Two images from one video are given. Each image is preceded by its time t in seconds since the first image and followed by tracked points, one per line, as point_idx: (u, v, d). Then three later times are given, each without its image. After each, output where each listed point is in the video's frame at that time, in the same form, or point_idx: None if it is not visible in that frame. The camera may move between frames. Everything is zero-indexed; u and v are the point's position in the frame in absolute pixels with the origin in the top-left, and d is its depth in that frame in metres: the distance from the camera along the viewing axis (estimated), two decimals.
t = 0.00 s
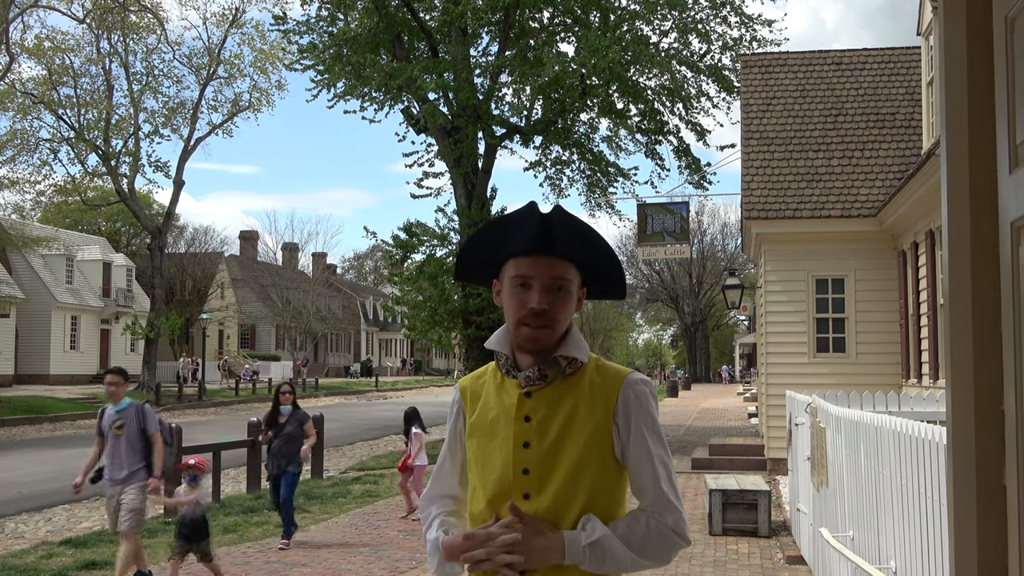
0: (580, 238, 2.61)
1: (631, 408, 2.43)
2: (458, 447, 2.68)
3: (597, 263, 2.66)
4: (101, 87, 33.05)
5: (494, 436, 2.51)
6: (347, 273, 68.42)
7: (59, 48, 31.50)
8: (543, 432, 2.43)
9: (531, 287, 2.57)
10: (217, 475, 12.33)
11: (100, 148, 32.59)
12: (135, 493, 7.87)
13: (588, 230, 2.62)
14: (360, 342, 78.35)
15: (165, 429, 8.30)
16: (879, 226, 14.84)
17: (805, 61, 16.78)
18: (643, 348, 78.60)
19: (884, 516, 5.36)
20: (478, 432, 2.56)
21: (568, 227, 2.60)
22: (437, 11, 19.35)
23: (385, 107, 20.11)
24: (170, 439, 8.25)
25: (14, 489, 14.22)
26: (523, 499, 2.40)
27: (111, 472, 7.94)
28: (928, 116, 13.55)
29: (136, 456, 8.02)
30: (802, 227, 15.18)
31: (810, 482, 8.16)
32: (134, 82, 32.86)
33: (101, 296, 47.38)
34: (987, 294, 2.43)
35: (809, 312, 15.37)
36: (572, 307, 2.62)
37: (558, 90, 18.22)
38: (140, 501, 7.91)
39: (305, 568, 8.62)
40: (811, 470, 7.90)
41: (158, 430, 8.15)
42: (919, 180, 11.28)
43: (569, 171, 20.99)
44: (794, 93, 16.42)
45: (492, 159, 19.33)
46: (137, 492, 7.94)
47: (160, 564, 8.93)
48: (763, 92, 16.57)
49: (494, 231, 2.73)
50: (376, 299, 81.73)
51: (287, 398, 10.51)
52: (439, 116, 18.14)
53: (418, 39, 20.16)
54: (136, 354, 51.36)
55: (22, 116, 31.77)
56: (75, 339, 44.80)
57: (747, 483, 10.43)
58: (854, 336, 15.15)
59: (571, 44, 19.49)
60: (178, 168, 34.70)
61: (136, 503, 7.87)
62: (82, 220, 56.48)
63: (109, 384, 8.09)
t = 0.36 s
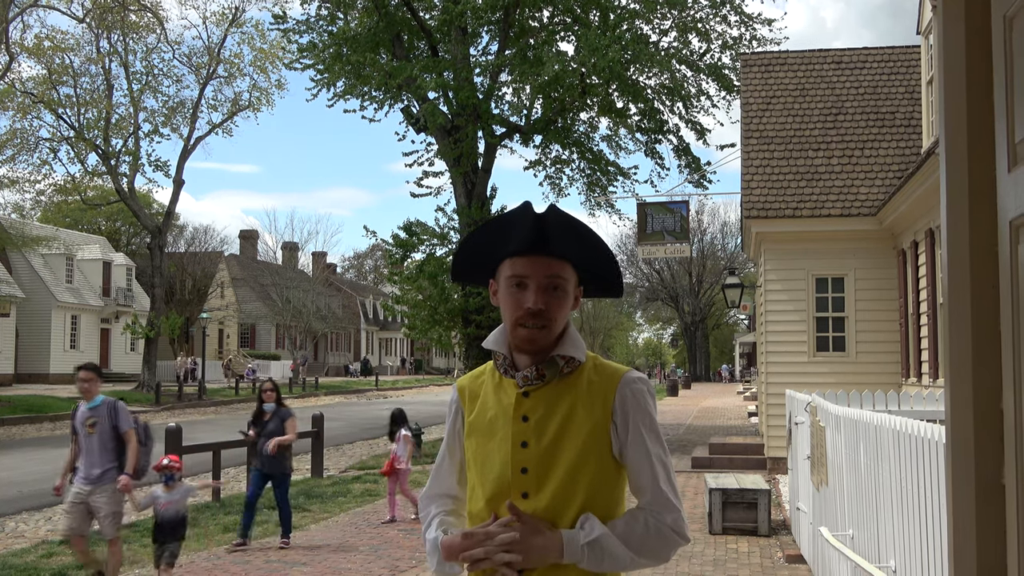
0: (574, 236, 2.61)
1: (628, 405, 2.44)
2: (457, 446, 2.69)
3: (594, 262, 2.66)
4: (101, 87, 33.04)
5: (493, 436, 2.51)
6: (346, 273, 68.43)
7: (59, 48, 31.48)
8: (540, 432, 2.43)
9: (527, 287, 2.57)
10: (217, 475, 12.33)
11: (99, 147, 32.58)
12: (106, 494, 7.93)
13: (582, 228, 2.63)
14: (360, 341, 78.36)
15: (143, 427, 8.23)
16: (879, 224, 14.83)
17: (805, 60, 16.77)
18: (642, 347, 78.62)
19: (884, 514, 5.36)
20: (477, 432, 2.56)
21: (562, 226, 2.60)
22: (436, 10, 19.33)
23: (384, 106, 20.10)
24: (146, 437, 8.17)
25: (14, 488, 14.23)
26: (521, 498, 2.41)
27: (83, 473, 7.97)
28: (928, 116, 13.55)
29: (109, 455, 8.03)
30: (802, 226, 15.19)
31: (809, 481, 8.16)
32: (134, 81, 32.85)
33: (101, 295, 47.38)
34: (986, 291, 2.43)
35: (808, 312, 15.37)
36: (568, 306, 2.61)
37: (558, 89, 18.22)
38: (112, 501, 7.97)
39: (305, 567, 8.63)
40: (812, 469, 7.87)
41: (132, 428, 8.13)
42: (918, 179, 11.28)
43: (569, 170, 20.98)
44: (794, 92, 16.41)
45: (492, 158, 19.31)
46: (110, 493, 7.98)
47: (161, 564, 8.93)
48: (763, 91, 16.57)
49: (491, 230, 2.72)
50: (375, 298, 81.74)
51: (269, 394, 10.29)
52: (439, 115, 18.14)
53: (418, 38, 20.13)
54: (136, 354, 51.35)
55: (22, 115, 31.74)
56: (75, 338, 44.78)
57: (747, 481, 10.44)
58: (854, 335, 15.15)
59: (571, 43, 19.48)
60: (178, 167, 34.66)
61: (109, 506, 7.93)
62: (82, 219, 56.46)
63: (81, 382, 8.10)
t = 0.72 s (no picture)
0: (574, 236, 2.62)
1: (627, 401, 2.44)
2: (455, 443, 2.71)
3: (593, 262, 2.67)
4: (101, 86, 33.05)
5: (492, 435, 2.52)
6: (346, 271, 68.43)
7: (59, 47, 31.48)
8: (539, 430, 2.44)
9: (527, 286, 2.57)
10: (217, 475, 12.34)
11: (99, 146, 32.58)
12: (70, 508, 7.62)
13: (581, 229, 2.63)
14: (360, 340, 78.40)
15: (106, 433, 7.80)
16: (879, 223, 14.83)
17: (805, 59, 16.78)
18: (642, 346, 78.70)
19: (883, 513, 5.36)
20: (476, 430, 2.57)
21: (563, 226, 2.61)
22: (437, 9, 19.32)
23: (384, 106, 20.12)
24: (110, 444, 7.77)
25: (15, 487, 14.26)
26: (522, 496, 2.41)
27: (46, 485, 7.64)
28: (927, 115, 13.56)
29: (71, 466, 7.67)
30: (802, 225, 15.21)
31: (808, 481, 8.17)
32: (134, 80, 32.85)
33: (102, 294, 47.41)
34: (985, 292, 2.44)
35: (808, 311, 15.38)
36: (568, 306, 2.62)
37: (558, 88, 18.23)
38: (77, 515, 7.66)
39: (306, 566, 8.64)
40: (811, 468, 7.86)
41: (93, 436, 7.71)
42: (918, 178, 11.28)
43: (569, 169, 20.99)
44: (794, 90, 16.41)
45: (492, 157, 19.30)
46: (75, 505, 7.65)
47: (161, 562, 8.94)
48: (762, 91, 16.57)
49: (492, 229, 2.72)
50: (375, 297, 81.81)
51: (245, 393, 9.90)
52: (439, 115, 18.15)
53: (418, 37, 20.10)
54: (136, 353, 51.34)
55: (22, 114, 31.74)
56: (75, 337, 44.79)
57: (746, 480, 10.46)
58: (854, 334, 15.16)
59: (571, 42, 19.49)
60: (178, 166, 34.64)
61: (73, 519, 7.62)
62: (82, 218, 56.50)
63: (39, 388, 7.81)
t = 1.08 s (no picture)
0: (574, 235, 2.62)
1: (627, 398, 2.45)
2: (452, 437, 2.72)
3: (593, 261, 2.67)
4: (101, 86, 33.03)
5: (492, 432, 2.52)
6: (346, 270, 68.41)
7: (59, 46, 31.46)
8: (539, 427, 2.44)
9: (528, 286, 2.57)
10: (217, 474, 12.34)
11: (99, 145, 32.55)
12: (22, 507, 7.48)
13: (581, 228, 2.63)
14: (360, 339, 78.42)
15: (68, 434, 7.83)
16: (879, 222, 14.82)
17: (805, 58, 16.78)
18: (642, 345, 78.73)
19: (883, 511, 5.36)
20: (475, 427, 2.58)
21: (563, 226, 2.61)
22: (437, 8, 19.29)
23: (384, 105, 20.13)
24: (71, 444, 7.78)
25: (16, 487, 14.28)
26: (521, 493, 2.42)
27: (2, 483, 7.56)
28: (927, 114, 13.55)
29: (29, 465, 7.62)
30: (801, 225, 15.21)
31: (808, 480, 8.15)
32: (134, 79, 32.85)
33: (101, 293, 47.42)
34: (984, 291, 2.44)
35: (808, 310, 15.38)
36: (568, 305, 2.62)
37: (557, 87, 18.21)
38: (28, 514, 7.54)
39: (305, 565, 8.64)
40: (811, 467, 7.84)
41: (55, 435, 7.71)
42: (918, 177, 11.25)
43: (569, 169, 20.99)
44: (794, 89, 16.41)
45: (492, 156, 19.29)
46: (28, 503, 7.55)
47: (161, 561, 8.93)
48: (762, 90, 16.57)
49: (491, 228, 2.73)
50: (376, 296, 81.81)
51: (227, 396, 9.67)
52: (438, 114, 18.15)
53: (418, 36, 20.08)
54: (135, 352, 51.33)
55: (21, 113, 31.71)
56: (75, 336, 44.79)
57: (746, 480, 10.46)
58: (853, 333, 15.15)
59: (571, 41, 19.47)
60: (178, 166, 34.61)
61: (24, 517, 7.49)
62: (82, 217, 56.51)
63: None
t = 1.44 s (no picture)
0: (574, 235, 2.61)
1: (627, 398, 2.45)
2: (449, 434, 2.72)
3: (592, 259, 2.66)
4: (100, 85, 33.04)
5: (491, 431, 2.52)
6: (345, 270, 68.43)
7: (58, 46, 31.46)
8: (539, 427, 2.44)
9: (527, 285, 2.56)
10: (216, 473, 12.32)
11: (99, 145, 32.56)
12: None
13: (582, 228, 2.62)
14: (360, 339, 78.45)
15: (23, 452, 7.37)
16: (878, 222, 14.82)
17: (804, 57, 16.79)
18: (642, 344, 78.78)
19: (883, 509, 5.35)
20: (474, 425, 2.57)
21: (563, 225, 2.60)
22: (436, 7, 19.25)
23: (384, 104, 20.13)
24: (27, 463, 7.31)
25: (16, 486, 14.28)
26: (520, 493, 2.41)
27: None
28: (927, 113, 13.55)
29: None
30: (800, 224, 15.21)
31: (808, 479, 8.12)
32: (134, 78, 32.86)
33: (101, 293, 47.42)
34: (985, 290, 2.44)
35: (808, 308, 15.38)
36: (568, 304, 2.62)
37: (557, 87, 18.19)
38: None
39: (304, 565, 8.62)
40: (811, 466, 7.83)
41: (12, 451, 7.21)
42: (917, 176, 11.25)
43: (569, 168, 21.00)
44: (793, 89, 16.41)
45: (491, 156, 19.27)
46: None
47: (160, 561, 8.92)
48: (762, 89, 16.56)
49: (489, 227, 2.72)
50: (375, 296, 81.83)
51: (210, 392, 9.34)
52: (438, 113, 18.15)
53: (417, 35, 20.07)
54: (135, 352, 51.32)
55: (20, 113, 31.70)
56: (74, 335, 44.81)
57: (746, 479, 10.44)
58: (853, 332, 15.15)
59: (570, 41, 19.45)
60: (178, 165, 34.61)
61: None
62: (81, 217, 56.51)
63: None
